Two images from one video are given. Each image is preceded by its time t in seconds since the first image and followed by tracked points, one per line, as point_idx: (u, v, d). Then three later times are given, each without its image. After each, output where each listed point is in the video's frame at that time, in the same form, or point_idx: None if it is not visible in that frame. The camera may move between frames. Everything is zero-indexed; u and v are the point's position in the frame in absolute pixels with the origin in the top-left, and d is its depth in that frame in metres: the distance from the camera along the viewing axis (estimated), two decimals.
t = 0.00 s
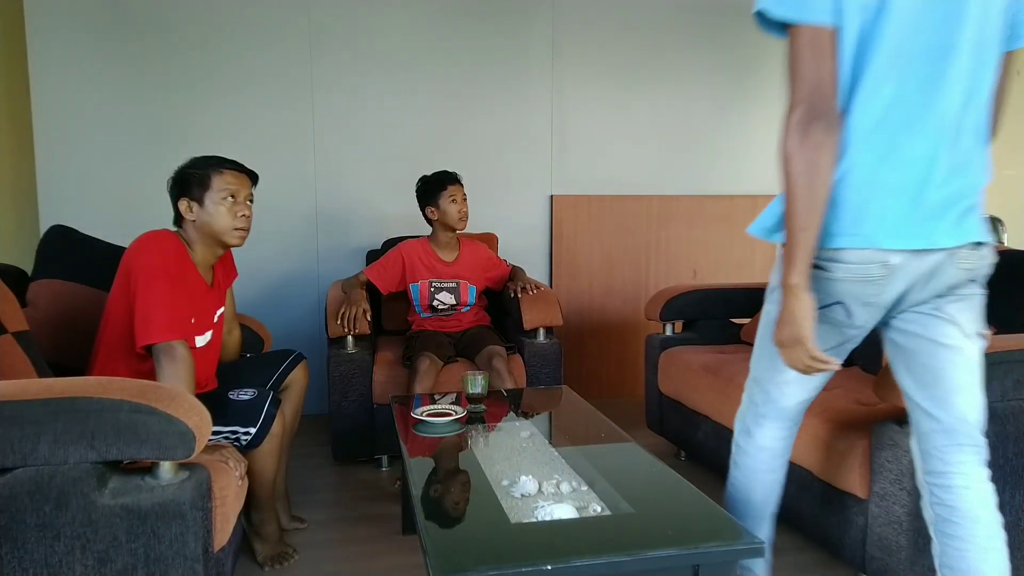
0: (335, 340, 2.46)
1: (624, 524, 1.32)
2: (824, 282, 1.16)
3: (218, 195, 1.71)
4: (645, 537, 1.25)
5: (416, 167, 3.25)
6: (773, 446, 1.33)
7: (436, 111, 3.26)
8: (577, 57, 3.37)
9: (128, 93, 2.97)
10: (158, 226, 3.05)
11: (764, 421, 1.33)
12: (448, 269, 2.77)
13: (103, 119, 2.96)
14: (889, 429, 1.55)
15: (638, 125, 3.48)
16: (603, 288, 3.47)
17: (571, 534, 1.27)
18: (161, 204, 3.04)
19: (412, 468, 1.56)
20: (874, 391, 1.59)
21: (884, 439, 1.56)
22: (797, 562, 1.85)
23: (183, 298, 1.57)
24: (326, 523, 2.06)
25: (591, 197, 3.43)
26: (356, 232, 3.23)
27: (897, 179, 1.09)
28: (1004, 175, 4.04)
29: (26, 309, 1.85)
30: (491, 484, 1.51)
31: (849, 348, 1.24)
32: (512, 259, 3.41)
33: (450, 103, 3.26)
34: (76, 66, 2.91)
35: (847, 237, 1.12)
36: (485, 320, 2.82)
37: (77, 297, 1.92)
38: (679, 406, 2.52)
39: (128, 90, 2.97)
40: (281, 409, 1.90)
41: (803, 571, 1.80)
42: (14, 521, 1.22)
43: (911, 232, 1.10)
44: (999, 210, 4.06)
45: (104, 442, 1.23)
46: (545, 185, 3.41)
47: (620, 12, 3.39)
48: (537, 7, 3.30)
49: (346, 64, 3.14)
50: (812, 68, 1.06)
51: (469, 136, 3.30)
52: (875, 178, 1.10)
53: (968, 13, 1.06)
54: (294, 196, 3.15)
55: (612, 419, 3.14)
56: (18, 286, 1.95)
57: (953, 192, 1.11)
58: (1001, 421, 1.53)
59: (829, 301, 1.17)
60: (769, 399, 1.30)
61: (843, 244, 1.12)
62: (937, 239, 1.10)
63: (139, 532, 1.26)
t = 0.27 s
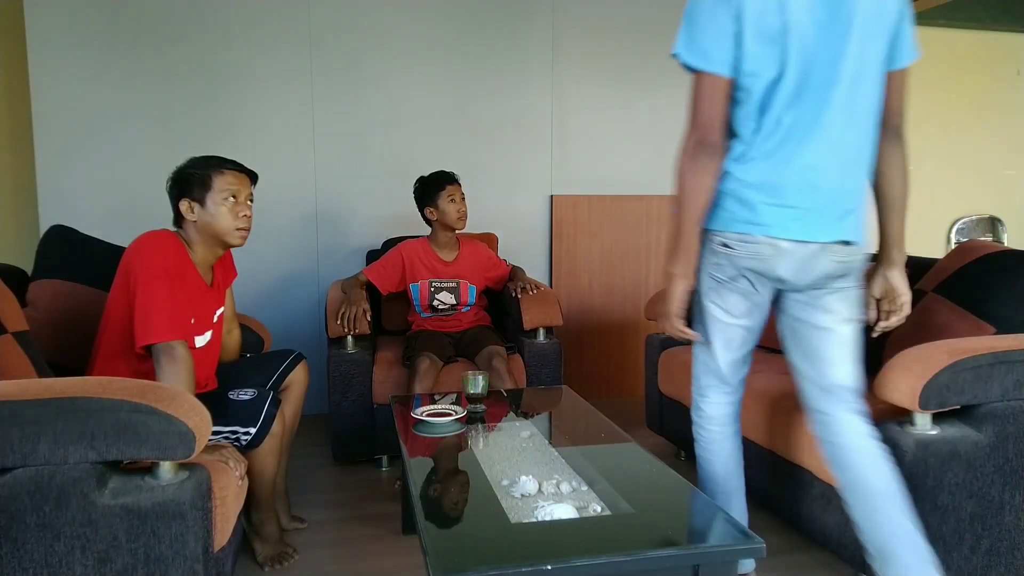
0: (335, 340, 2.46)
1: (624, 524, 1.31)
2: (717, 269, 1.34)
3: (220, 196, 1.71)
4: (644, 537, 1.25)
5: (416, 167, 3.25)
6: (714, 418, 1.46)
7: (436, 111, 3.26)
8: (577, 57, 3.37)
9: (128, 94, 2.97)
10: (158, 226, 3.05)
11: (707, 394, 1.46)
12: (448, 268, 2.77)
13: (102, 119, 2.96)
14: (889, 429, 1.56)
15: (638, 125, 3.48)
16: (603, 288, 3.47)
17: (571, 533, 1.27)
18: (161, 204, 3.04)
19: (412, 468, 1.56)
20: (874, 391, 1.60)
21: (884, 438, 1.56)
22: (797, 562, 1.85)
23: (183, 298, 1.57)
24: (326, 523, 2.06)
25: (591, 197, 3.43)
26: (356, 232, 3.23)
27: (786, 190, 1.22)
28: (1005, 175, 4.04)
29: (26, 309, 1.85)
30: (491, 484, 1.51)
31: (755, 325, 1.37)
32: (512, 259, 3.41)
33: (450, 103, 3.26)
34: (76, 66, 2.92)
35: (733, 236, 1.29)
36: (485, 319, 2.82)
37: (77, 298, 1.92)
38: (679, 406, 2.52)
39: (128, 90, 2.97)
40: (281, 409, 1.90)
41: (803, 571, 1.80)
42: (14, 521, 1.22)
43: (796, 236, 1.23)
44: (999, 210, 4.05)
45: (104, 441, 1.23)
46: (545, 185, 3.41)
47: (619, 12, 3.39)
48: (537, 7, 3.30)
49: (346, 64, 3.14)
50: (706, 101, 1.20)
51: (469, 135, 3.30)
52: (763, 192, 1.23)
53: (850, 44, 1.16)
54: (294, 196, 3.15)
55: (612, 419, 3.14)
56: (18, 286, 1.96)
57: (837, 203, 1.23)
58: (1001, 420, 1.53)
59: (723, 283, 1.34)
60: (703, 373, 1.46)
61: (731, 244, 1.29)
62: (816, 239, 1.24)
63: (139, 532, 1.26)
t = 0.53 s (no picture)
0: (336, 340, 2.46)
1: (624, 524, 1.31)
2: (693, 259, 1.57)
3: (224, 196, 1.71)
4: (644, 537, 1.25)
5: (416, 167, 3.26)
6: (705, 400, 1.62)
7: (436, 111, 3.26)
8: (577, 57, 3.37)
9: (128, 94, 2.97)
10: (158, 226, 3.05)
11: (694, 382, 1.63)
12: (448, 268, 2.77)
13: (103, 119, 2.96)
14: (888, 429, 1.56)
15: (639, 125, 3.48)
16: (603, 288, 3.47)
17: (570, 533, 1.27)
18: (161, 204, 3.04)
19: (412, 468, 1.56)
20: (874, 391, 1.60)
21: (883, 439, 1.56)
22: (798, 562, 1.85)
23: (184, 298, 1.57)
24: (326, 523, 2.06)
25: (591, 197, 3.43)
26: (356, 232, 3.23)
27: (701, 175, 1.52)
28: (1005, 175, 4.04)
29: (26, 309, 1.85)
30: (490, 484, 1.51)
31: (725, 305, 1.61)
32: (512, 260, 3.41)
33: (449, 103, 3.26)
34: (76, 66, 2.92)
35: (694, 227, 1.54)
36: (485, 319, 2.82)
37: (77, 298, 1.92)
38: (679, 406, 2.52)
39: (128, 90, 2.97)
40: (281, 409, 1.90)
41: (803, 571, 1.80)
42: (14, 521, 1.22)
43: (706, 211, 1.52)
44: (999, 210, 4.06)
45: (104, 441, 1.23)
46: (546, 185, 3.41)
47: (620, 12, 3.39)
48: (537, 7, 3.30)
49: (346, 64, 3.14)
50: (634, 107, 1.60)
51: (469, 136, 3.30)
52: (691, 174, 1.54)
53: (761, 58, 1.46)
54: (294, 196, 3.15)
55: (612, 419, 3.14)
56: (18, 286, 1.96)
57: (746, 188, 1.50)
58: (1001, 421, 1.53)
59: (694, 270, 1.58)
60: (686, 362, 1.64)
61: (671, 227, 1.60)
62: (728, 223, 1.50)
63: (139, 532, 1.26)
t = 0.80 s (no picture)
0: (336, 340, 2.46)
1: (624, 524, 1.32)
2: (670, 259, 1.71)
3: (229, 196, 1.71)
4: (643, 538, 1.25)
5: (416, 167, 3.26)
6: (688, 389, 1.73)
7: (436, 110, 3.26)
8: (577, 57, 3.37)
9: (128, 93, 2.97)
10: (158, 226, 3.05)
11: (679, 372, 1.73)
12: (447, 268, 2.77)
13: (103, 119, 2.96)
14: (888, 430, 1.56)
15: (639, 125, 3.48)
16: (603, 288, 3.47)
17: (570, 533, 1.27)
18: (161, 204, 3.04)
19: (412, 467, 1.56)
20: (874, 391, 1.61)
21: (883, 439, 1.56)
22: (798, 562, 1.85)
23: (183, 299, 1.57)
24: (326, 523, 2.06)
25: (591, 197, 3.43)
26: (356, 232, 3.23)
27: (685, 185, 1.67)
28: (1005, 175, 4.04)
29: (26, 309, 1.85)
30: (490, 484, 1.51)
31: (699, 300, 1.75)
32: (512, 259, 3.41)
33: (450, 102, 3.26)
34: (76, 66, 2.92)
35: (674, 230, 1.68)
36: (485, 319, 2.82)
37: (77, 297, 1.92)
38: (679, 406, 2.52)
39: (128, 90, 2.97)
40: (281, 409, 1.90)
41: (803, 571, 1.80)
42: (14, 521, 1.22)
43: (685, 219, 1.67)
44: (999, 210, 4.06)
45: (104, 441, 1.23)
46: (546, 185, 3.41)
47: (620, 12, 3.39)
48: (537, 7, 3.30)
49: (346, 64, 3.14)
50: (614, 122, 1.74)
51: (469, 135, 3.30)
52: (670, 186, 1.68)
53: (733, 91, 1.69)
54: (294, 196, 3.15)
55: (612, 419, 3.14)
56: (18, 286, 1.96)
57: (719, 200, 1.69)
58: (1001, 421, 1.53)
59: (672, 267, 1.71)
60: (668, 355, 1.75)
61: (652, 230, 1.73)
62: (704, 224, 1.66)
63: (139, 532, 1.26)
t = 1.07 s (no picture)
0: (335, 340, 2.46)
1: (624, 524, 1.32)
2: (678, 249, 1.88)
3: (234, 198, 1.71)
4: (643, 537, 1.25)
5: (416, 167, 3.25)
6: (668, 374, 1.89)
7: (436, 110, 3.26)
8: (577, 56, 3.37)
9: (129, 93, 2.97)
10: (157, 226, 3.05)
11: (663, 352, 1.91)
12: (447, 268, 2.77)
13: (102, 119, 2.96)
14: (888, 429, 1.56)
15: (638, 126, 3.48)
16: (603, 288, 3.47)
17: (570, 533, 1.27)
18: (161, 205, 3.04)
19: (412, 467, 1.56)
20: (874, 391, 1.61)
21: (883, 439, 1.56)
22: (798, 562, 1.85)
23: (183, 299, 1.57)
24: (326, 523, 2.06)
25: (591, 197, 3.42)
26: (356, 233, 3.23)
27: (694, 175, 1.86)
28: (1004, 175, 4.04)
29: (26, 309, 1.85)
30: (490, 484, 1.51)
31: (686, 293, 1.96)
32: (512, 260, 3.41)
33: (449, 102, 3.26)
34: (76, 66, 2.92)
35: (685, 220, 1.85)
36: (485, 319, 2.82)
37: (76, 297, 1.92)
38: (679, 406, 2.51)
39: (128, 90, 2.97)
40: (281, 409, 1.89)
41: (803, 571, 1.80)
42: (14, 521, 1.22)
43: (695, 206, 1.85)
44: (999, 210, 4.06)
45: (104, 441, 1.23)
46: (546, 185, 3.41)
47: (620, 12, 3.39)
48: (536, 7, 3.30)
49: (346, 64, 3.14)
50: (625, 116, 1.89)
51: (469, 136, 3.30)
52: (679, 175, 1.86)
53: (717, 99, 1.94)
54: (294, 196, 3.15)
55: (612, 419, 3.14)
56: (18, 286, 1.96)
57: (718, 189, 1.90)
58: (1001, 420, 1.53)
59: (676, 261, 1.89)
60: (655, 340, 1.91)
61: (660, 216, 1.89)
62: (708, 213, 1.86)
63: (139, 533, 1.26)
